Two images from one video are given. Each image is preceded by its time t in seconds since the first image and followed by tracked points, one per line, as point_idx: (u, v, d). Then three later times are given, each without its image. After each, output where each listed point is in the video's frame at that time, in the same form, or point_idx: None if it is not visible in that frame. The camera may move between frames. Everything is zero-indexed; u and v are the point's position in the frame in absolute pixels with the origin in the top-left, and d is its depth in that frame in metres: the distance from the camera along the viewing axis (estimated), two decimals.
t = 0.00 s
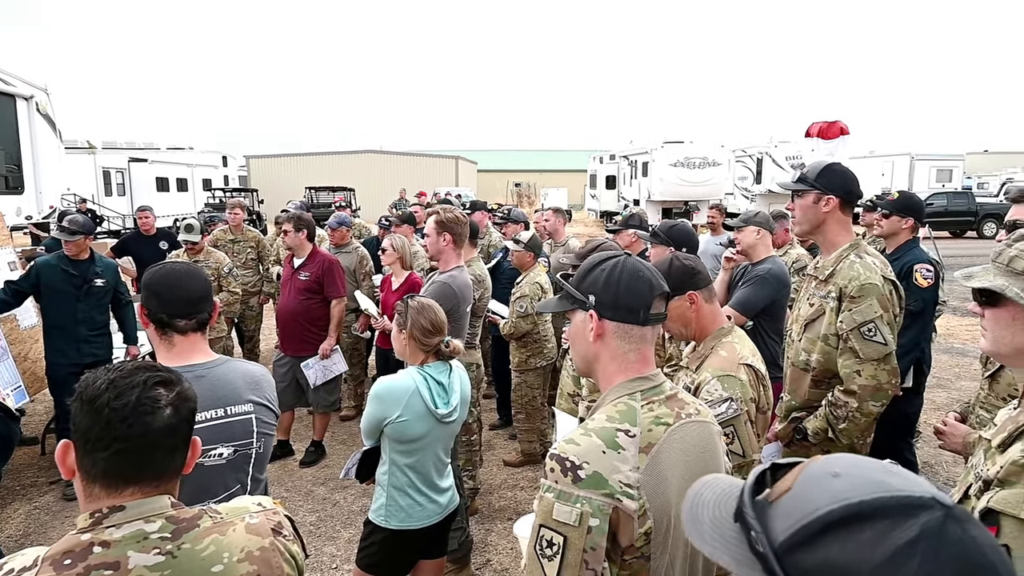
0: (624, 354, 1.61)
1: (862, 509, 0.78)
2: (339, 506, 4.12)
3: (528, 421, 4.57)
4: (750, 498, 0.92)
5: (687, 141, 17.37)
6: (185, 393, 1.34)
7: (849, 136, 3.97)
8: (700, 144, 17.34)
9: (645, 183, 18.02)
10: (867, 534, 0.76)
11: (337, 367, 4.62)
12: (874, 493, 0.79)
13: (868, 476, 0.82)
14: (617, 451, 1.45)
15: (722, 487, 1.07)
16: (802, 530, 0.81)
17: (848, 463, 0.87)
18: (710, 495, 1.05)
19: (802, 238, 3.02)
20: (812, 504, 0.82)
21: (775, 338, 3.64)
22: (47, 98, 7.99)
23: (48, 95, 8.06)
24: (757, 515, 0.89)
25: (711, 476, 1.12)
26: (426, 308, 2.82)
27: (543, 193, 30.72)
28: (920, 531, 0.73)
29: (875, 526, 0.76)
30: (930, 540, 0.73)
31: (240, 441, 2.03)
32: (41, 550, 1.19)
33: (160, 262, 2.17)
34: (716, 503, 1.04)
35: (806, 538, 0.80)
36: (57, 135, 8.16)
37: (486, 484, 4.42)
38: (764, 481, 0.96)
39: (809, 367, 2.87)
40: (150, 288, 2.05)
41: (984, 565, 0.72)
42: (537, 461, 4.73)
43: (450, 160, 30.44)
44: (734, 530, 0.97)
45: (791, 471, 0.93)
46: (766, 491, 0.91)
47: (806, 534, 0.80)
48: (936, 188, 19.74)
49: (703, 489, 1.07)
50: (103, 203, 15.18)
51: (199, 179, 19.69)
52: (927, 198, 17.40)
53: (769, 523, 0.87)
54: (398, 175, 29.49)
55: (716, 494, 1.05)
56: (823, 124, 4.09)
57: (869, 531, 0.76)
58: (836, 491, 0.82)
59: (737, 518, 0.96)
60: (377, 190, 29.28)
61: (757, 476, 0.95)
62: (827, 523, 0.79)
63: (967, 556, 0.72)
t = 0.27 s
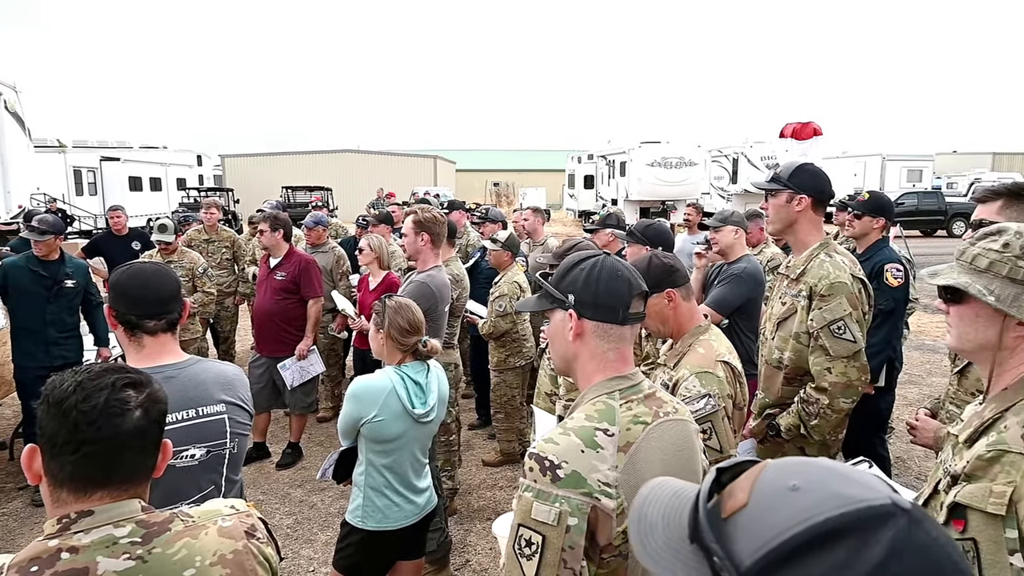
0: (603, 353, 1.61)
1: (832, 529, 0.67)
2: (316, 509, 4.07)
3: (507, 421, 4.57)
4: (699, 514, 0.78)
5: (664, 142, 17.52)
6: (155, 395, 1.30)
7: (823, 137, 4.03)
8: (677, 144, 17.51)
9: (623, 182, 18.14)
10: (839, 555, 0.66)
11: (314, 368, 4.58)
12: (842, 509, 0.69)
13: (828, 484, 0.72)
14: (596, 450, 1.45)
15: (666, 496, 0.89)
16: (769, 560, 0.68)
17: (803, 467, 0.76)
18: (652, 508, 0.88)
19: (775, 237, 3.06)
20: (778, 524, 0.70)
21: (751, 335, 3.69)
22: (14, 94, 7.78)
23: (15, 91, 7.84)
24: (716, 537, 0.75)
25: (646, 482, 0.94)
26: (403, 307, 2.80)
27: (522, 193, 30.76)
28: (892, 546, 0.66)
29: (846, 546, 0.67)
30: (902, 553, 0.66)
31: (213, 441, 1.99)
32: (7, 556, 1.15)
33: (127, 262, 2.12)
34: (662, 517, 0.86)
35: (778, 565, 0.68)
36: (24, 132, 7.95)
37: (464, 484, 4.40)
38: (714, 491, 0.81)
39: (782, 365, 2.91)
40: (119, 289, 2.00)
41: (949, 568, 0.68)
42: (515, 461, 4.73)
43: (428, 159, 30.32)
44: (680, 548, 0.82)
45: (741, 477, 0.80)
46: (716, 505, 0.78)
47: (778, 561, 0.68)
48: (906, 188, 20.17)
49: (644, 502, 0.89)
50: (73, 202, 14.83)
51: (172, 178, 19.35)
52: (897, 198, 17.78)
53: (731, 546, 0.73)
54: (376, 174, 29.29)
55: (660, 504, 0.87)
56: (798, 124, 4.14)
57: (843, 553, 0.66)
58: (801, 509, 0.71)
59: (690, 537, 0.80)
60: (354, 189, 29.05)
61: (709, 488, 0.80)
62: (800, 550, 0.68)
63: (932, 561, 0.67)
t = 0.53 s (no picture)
0: (589, 351, 1.61)
1: (800, 544, 0.66)
2: (301, 510, 4.04)
3: (493, 420, 4.56)
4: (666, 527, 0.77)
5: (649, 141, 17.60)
6: (135, 396, 1.29)
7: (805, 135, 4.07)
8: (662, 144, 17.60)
9: (608, 181, 18.21)
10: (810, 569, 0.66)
11: (299, 369, 4.52)
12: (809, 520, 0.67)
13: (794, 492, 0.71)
14: (581, 447, 1.46)
15: (631, 506, 0.89)
16: None
17: (767, 475, 0.75)
18: (617, 519, 0.88)
19: (758, 236, 3.09)
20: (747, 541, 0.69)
21: (735, 333, 3.74)
22: None
23: None
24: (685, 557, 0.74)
25: (612, 491, 0.94)
26: (389, 307, 2.79)
27: (508, 192, 30.77)
28: (862, 555, 0.65)
29: (817, 559, 0.66)
30: (872, 561, 0.65)
31: (196, 441, 1.97)
32: None
33: (106, 262, 2.09)
34: (629, 530, 0.86)
35: None
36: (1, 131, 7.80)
37: (451, 484, 4.39)
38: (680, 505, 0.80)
39: (765, 363, 2.94)
40: (98, 289, 1.98)
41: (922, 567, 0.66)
42: (502, 460, 4.73)
43: (414, 159, 30.23)
44: (647, 562, 0.82)
45: (705, 488, 0.79)
46: (683, 518, 0.77)
47: None
48: (887, 186, 20.44)
49: (610, 512, 0.90)
50: (52, 202, 14.60)
51: (154, 178, 19.11)
52: (878, 196, 18.01)
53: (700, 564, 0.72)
54: (361, 174, 29.14)
55: (627, 516, 0.88)
56: (781, 123, 4.18)
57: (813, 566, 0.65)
58: (766, 521, 0.69)
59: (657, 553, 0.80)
60: (339, 189, 28.88)
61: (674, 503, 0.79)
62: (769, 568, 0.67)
63: (903, 562, 0.66)
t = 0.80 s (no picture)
0: (570, 349, 1.62)
1: (764, 555, 0.66)
2: (283, 513, 4.01)
3: (477, 421, 4.55)
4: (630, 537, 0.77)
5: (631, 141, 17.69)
6: (109, 398, 1.27)
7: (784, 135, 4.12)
8: (644, 144, 17.70)
9: (590, 181, 18.27)
10: None
11: (280, 370, 4.47)
12: (773, 530, 0.67)
13: (757, 500, 0.70)
14: (562, 445, 1.46)
15: (596, 515, 0.90)
16: None
17: (729, 481, 0.74)
18: (584, 530, 0.89)
19: (737, 235, 3.12)
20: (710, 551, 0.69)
21: (719, 332, 3.75)
22: None
23: None
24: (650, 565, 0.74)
25: (578, 499, 0.95)
26: (371, 308, 2.77)
27: (491, 192, 30.75)
28: (827, 562, 0.65)
29: (782, 569, 0.66)
30: (837, 567, 0.65)
31: (173, 442, 1.94)
32: None
33: (86, 263, 2.07)
34: (595, 540, 0.87)
35: None
36: None
37: (434, 484, 4.38)
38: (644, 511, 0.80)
39: (746, 361, 2.97)
40: (77, 290, 1.95)
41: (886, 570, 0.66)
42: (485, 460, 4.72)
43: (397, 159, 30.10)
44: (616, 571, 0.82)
45: (667, 495, 0.78)
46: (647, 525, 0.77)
47: None
48: (865, 186, 20.73)
49: (577, 521, 0.91)
50: (25, 203, 14.32)
51: (131, 178, 18.83)
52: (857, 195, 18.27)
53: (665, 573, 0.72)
54: (343, 174, 28.95)
55: (593, 526, 0.88)
56: (761, 123, 4.22)
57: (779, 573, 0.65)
58: (730, 531, 0.69)
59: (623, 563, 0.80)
60: (321, 189, 28.66)
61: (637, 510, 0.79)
62: None
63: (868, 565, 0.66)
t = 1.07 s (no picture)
0: (548, 349, 1.63)
1: (729, 552, 0.68)
2: (264, 517, 3.97)
3: (459, 421, 4.56)
4: (599, 536, 0.79)
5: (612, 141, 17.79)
6: (83, 402, 1.26)
7: (762, 135, 4.17)
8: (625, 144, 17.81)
9: (572, 181, 18.34)
10: None
11: (260, 372, 4.43)
12: (737, 527, 0.69)
13: (721, 498, 0.72)
14: (540, 444, 1.47)
15: (567, 515, 0.91)
16: None
17: (694, 479, 0.76)
18: (555, 530, 0.90)
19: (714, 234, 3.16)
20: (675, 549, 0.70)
21: (698, 330, 3.80)
22: None
23: None
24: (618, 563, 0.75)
25: (548, 501, 0.97)
26: (350, 309, 2.76)
27: (473, 192, 30.72)
28: (791, 558, 0.66)
29: (746, 566, 0.67)
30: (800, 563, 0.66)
31: (151, 447, 1.92)
32: None
33: (65, 266, 2.04)
34: (565, 540, 0.88)
35: None
36: None
37: (417, 485, 4.37)
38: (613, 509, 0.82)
39: (724, 358, 3.01)
40: (54, 293, 1.92)
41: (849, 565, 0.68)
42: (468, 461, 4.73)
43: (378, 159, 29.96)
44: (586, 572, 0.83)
45: (635, 494, 0.80)
46: (616, 525, 0.78)
47: None
48: (843, 184, 21.04)
49: (548, 522, 0.92)
50: None
51: (107, 180, 18.51)
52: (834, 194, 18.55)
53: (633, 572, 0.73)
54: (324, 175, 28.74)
55: (563, 527, 0.90)
56: (738, 123, 4.27)
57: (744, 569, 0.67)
58: (695, 529, 0.71)
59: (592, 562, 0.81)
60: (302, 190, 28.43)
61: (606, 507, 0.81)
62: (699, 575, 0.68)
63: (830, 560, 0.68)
